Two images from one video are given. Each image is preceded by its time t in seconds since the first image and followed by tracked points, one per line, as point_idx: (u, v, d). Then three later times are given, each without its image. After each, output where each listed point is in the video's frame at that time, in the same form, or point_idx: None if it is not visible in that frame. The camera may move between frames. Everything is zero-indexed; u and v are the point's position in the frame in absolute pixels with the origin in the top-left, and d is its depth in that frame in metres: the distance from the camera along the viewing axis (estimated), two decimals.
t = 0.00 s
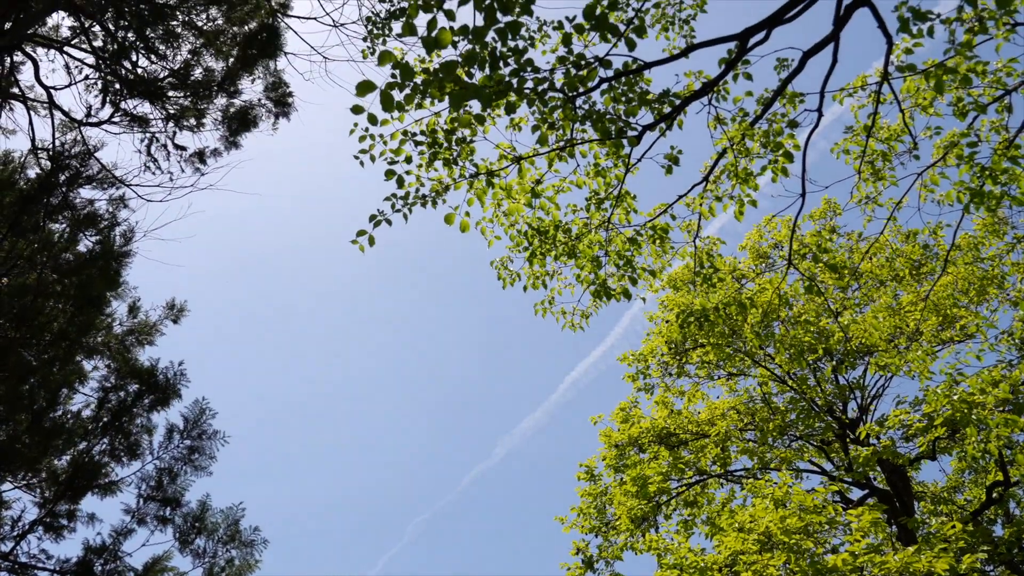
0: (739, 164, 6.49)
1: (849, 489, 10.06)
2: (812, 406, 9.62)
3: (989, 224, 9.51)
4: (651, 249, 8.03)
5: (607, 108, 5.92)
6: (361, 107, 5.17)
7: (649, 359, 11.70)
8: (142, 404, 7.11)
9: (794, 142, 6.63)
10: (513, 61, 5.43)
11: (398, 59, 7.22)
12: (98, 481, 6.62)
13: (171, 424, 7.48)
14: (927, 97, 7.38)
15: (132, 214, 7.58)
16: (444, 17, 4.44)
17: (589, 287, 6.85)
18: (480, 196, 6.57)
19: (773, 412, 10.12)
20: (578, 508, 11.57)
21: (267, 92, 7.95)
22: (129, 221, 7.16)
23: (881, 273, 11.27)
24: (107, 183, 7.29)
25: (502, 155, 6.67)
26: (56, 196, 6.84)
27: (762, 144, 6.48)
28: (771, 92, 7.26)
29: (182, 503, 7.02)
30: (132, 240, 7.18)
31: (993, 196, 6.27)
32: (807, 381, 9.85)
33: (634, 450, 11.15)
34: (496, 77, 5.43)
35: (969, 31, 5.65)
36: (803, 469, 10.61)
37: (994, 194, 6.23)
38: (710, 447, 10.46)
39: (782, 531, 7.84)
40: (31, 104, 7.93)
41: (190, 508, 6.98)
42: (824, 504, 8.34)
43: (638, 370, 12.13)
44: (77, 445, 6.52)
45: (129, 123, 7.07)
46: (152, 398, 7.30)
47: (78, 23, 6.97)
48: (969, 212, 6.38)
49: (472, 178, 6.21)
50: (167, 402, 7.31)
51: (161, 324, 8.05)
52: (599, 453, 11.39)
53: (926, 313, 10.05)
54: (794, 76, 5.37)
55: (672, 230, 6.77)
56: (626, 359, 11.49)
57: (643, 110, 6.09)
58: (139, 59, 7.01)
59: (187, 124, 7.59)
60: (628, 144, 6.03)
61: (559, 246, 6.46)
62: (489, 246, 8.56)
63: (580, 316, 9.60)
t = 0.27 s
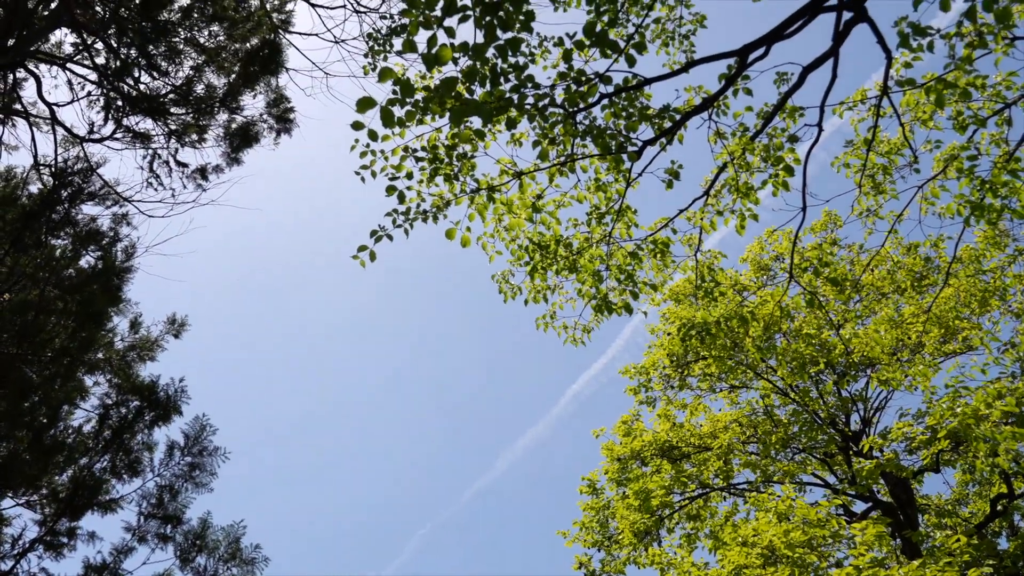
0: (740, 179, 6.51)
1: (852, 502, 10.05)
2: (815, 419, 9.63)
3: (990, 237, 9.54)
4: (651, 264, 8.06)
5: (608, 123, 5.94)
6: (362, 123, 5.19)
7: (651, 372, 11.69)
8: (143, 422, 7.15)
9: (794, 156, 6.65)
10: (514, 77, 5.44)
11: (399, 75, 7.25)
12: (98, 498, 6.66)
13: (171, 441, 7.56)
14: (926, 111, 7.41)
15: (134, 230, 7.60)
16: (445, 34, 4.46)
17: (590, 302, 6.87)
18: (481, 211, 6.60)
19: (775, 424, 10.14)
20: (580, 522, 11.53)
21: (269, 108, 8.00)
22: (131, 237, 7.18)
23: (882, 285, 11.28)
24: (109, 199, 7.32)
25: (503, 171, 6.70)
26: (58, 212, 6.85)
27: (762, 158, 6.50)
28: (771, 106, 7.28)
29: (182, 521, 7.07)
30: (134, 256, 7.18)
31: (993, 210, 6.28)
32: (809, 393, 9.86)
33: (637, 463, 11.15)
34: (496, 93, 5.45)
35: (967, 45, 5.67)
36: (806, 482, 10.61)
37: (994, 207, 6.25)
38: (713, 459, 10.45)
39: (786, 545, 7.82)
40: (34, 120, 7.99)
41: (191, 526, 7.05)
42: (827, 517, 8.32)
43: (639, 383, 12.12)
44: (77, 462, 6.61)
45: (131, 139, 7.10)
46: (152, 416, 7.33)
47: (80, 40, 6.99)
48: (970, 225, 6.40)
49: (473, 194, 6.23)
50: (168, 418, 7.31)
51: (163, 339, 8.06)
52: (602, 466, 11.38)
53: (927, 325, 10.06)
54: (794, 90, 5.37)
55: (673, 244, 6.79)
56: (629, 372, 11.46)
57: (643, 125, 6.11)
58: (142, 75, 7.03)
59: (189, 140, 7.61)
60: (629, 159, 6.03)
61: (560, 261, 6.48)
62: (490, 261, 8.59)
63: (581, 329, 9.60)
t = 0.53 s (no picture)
0: (741, 187, 6.52)
1: (855, 509, 10.04)
2: (817, 426, 9.65)
3: (992, 244, 9.55)
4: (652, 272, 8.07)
5: (609, 132, 5.94)
6: (364, 132, 5.19)
7: (653, 378, 11.70)
8: (145, 432, 7.20)
9: (795, 164, 6.66)
10: (516, 85, 5.43)
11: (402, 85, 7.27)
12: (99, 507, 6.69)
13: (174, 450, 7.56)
14: (928, 118, 7.42)
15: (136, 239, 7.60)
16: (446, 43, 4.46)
17: (592, 311, 6.87)
18: (482, 220, 6.61)
19: (778, 431, 10.15)
20: (582, 530, 11.52)
21: (271, 116, 8.02)
22: (133, 246, 7.19)
23: (884, 291, 11.31)
24: (111, 208, 7.34)
25: (504, 179, 6.72)
26: (60, 220, 6.86)
27: (763, 165, 6.50)
28: (773, 113, 7.29)
29: (184, 531, 7.08)
30: (136, 264, 7.21)
31: (995, 217, 6.29)
32: (811, 400, 9.86)
33: (639, 470, 11.15)
34: (498, 102, 5.45)
35: (969, 53, 5.68)
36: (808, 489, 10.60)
37: (996, 214, 6.25)
38: (715, 466, 10.44)
39: (788, 552, 7.80)
40: (37, 129, 8.02)
41: (192, 535, 7.06)
42: (830, 524, 8.30)
43: (641, 389, 12.11)
44: (78, 470, 6.65)
45: (133, 148, 7.12)
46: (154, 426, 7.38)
47: (83, 49, 6.99)
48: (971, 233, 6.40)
49: (475, 203, 6.24)
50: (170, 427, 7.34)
51: (164, 348, 8.06)
52: (603, 473, 11.36)
53: (929, 331, 10.08)
54: (796, 98, 5.35)
55: (675, 252, 6.80)
56: (630, 379, 11.46)
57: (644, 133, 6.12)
58: (144, 84, 7.03)
59: (191, 149, 7.64)
60: (630, 167, 6.04)
61: (561, 269, 6.48)
62: (492, 269, 8.60)
63: (583, 337, 9.60)
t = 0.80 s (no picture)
0: (742, 189, 6.51)
1: (857, 510, 10.02)
2: (819, 427, 9.64)
3: (994, 245, 9.54)
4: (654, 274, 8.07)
5: (610, 134, 5.94)
6: (366, 136, 5.18)
7: (655, 380, 11.69)
8: (148, 435, 7.24)
9: (797, 166, 6.65)
10: (517, 88, 5.43)
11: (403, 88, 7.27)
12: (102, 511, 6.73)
13: (176, 454, 7.58)
14: (929, 120, 7.42)
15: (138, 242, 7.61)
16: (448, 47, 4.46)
17: (593, 313, 6.86)
18: (484, 222, 6.62)
19: (779, 432, 10.20)
20: (584, 532, 11.51)
21: (272, 120, 8.02)
22: (135, 249, 7.19)
23: (886, 292, 11.30)
24: (113, 212, 7.35)
25: (505, 182, 6.72)
26: (61, 224, 6.85)
27: (765, 167, 6.50)
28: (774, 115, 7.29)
29: (186, 534, 7.08)
30: (139, 267, 7.22)
31: (997, 218, 6.28)
32: (813, 401, 9.87)
33: (641, 472, 11.17)
34: (500, 105, 5.45)
35: (971, 54, 5.68)
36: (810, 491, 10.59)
37: (999, 216, 6.23)
38: (717, 468, 10.42)
39: (790, 553, 7.78)
40: (38, 133, 8.03)
41: (195, 539, 7.07)
42: (833, 526, 8.28)
43: (643, 391, 12.09)
44: (81, 474, 6.69)
45: (135, 152, 7.14)
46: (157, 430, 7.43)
47: (84, 53, 6.99)
48: (973, 234, 6.39)
49: (476, 206, 6.24)
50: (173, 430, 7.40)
51: (166, 351, 8.07)
52: (606, 475, 11.37)
53: (931, 332, 10.07)
54: (797, 99, 5.34)
55: (676, 254, 6.79)
56: (632, 381, 11.46)
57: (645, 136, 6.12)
58: (145, 88, 7.04)
59: (193, 152, 7.66)
60: (632, 169, 6.03)
61: (563, 271, 6.48)
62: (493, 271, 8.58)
63: (585, 339, 9.58)
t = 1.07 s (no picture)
0: (742, 188, 6.51)
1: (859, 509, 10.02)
2: (820, 426, 9.64)
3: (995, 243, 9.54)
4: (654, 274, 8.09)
5: (610, 133, 5.93)
6: (366, 136, 5.18)
7: (655, 380, 11.70)
8: (149, 436, 7.25)
9: (797, 164, 6.65)
10: (517, 88, 5.44)
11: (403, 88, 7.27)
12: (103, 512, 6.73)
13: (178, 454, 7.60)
14: (930, 118, 7.41)
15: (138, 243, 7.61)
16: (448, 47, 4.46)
17: (593, 312, 6.84)
18: (484, 222, 6.63)
19: (780, 431, 10.23)
20: (585, 532, 11.50)
21: (272, 120, 8.02)
22: (136, 250, 7.20)
23: (887, 291, 11.30)
24: (114, 213, 7.35)
25: (505, 182, 6.73)
26: (61, 225, 6.85)
27: (765, 166, 6.50)
28: (774, 113, 7.29)
29: (188, 534, 7.08)
30: (139, 268, 7.22)
31: (997, 216, 6.28)
32: (814, 400, 9.92)
33: (642, 472, 11.19)
34: (500, 104, 5.45)
35: (970, 52, 5.67)
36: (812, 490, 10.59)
37: (999, 214, 6.23)
38: (719, 467, 10.40)
39: (793, 553, 7.77)
40: (38, 134, 8.04)
41: (196, 538, 7.08)
42: (835, 525, 8.23)
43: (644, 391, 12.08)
44: (82, 475, 6.70)
45: (136, 153, 7.15)
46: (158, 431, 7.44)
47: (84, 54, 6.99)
48: (974, 231, 6.39)
49: (476, 205, 6.25)
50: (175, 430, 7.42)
51: (166, 352, 8.07)
52: (607, 475, 11.38)
53: (933, 331, 10.07)
54: (796, 98, 5.34)
55: (676, 253, 6.79)
56: (633, 381, 11.45)
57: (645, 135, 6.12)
58: (146, 89, 7.04)
59: (194, 153, 7.67)
60: (632, 168, 6.03)
61: (563, 270, 6.49)
62: (493, 271, 8.58)
63: (585, 338, 9.58)
